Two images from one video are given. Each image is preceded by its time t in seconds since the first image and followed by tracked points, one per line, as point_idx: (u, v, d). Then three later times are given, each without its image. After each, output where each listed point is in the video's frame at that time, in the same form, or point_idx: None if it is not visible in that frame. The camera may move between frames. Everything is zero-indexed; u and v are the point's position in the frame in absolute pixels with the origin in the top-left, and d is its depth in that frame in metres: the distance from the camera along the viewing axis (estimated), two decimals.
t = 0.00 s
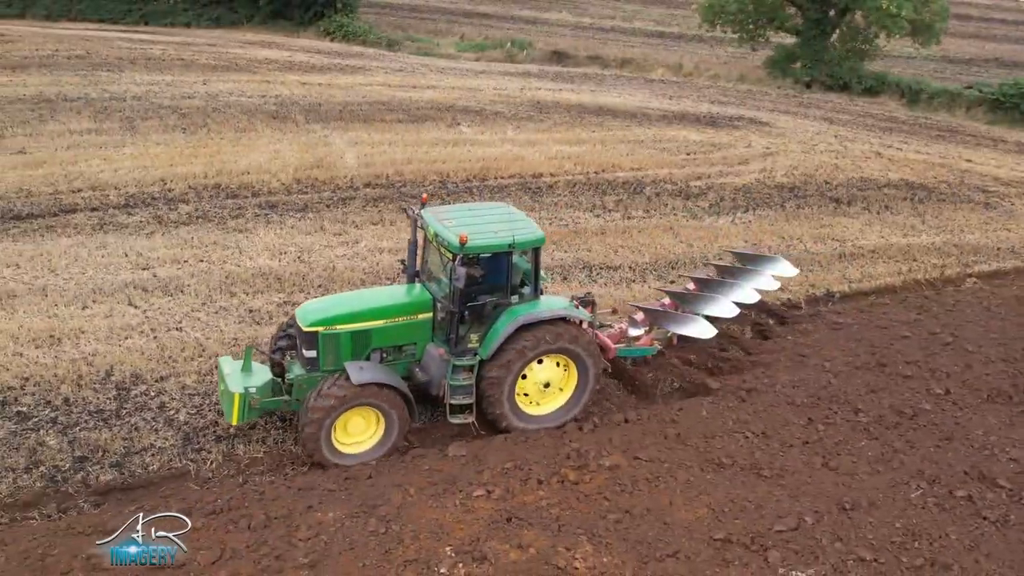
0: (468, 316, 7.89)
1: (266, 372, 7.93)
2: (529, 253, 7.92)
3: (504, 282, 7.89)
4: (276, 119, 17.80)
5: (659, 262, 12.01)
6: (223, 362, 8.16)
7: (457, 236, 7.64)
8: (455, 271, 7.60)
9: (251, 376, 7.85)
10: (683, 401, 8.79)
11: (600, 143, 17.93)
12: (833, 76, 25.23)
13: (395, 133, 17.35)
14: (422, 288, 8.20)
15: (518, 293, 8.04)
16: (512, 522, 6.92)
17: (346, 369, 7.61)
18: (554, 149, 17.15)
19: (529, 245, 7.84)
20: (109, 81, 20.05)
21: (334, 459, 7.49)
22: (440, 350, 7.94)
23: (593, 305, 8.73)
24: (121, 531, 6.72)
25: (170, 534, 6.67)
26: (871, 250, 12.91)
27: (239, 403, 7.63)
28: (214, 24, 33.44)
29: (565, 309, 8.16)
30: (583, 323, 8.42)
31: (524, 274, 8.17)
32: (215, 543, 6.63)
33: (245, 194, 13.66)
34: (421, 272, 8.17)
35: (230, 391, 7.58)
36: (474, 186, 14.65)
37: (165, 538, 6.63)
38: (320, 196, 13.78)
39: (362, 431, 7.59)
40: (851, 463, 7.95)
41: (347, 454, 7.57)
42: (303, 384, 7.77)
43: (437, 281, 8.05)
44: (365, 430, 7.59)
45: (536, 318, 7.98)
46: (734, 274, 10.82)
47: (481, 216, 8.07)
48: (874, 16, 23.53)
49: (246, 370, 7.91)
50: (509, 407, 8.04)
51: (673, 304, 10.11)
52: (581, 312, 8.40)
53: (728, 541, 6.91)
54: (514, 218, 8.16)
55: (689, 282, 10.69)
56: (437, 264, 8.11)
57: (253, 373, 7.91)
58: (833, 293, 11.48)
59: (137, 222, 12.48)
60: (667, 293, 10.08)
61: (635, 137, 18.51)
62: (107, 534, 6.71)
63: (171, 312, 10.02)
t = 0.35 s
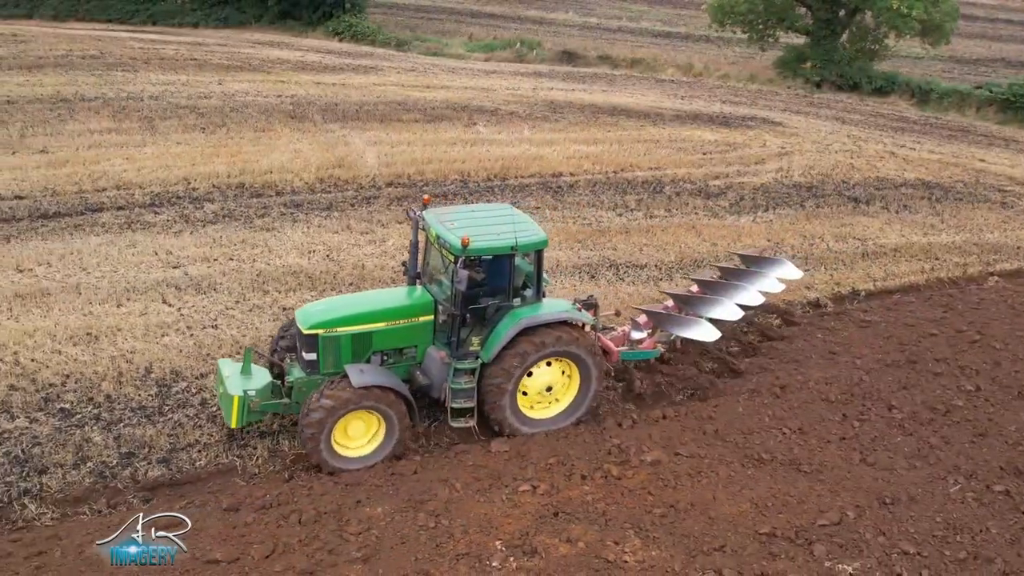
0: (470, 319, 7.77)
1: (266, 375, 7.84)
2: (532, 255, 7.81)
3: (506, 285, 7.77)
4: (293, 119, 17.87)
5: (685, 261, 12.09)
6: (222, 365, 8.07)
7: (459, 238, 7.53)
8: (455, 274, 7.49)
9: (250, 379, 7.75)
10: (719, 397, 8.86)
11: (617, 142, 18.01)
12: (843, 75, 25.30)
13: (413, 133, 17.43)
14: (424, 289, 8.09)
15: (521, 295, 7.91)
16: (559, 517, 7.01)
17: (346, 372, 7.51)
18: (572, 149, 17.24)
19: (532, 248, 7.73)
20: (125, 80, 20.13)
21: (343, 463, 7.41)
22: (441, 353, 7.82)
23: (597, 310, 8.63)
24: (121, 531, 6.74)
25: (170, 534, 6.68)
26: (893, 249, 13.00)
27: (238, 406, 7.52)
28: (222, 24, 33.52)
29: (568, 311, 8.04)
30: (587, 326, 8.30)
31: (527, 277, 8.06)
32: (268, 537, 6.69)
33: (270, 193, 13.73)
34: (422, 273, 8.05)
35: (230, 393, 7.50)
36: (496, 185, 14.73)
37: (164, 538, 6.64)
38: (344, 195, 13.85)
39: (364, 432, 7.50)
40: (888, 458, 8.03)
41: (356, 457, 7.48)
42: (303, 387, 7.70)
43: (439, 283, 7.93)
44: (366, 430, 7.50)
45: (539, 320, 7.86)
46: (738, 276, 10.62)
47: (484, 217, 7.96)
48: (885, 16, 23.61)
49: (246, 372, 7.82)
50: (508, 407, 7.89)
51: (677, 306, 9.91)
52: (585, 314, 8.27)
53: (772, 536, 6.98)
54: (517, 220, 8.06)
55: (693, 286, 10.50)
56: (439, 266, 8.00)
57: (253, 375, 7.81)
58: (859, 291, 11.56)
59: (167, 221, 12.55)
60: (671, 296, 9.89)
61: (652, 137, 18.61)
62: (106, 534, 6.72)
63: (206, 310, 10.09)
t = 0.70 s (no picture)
0: (471, 321, 7.72)
1: (264, 380, 7.84)
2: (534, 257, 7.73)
3: (507, 287, 7.69)
4: (311, 119, 17.94)
5: (710, 259, 12.17)
6: (220, 370, 8.08)
7: (459, 240, 7.46)
8: (454, 277, 7.42)
9: (249, 385, 7.75)
10: (754, 393, 8.93)
11: (632, 141, 18.10)
12: (853, 76, 25.37)
13: (430, 133, 17.51)
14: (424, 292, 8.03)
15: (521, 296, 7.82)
16: (605, 511, 7.08)
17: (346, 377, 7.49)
18: (588, 148, 17.32)
19: (533, 249, 7.64)
20: (140, 80, 20.20)
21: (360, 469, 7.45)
22: (442, 356, 7.78)
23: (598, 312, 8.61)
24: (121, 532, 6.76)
25: (170, 534, 6.70)
26: (915, 247, 13.07)
27: (237, 410, 7.50)
28: (230, 24, 33.57)
29: (570, 313, 7.97)
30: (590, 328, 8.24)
31: (528, 278, 7.97)
32: (318, 531, 6.74)
33: (293, 193, 13.80)
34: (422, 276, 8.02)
35: (228, 398, 7.50)
36: (516, 184, 14.79)
37: (164, 538, 6.66)
38: (366, 193, 13.91)
39: (367, 434, 7.49)
40: (925, 454, 8.11)
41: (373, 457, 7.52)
42: (302, 391, 7.67)
43: (439, 285, 7.87)
44: (369, 432, 7.48)
45: (541, 322, 7.79)
46: (741, 276, 10.69)
47: (485, 219, 7.88)
48: (895, 16, 23.69)
49: (245, 377, 7.82)
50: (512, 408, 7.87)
51: (680, 308, 9.99)
52: (587, 316, 8.20)
53: (815, 530, 7.06)
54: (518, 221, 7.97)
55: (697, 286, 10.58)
56: (439, 269, 7.93)
57: (252, 381, 7.81)
58: (884, 289, 11.64)
59: (193, 220, 12.61)
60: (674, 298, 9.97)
61: (666, 137, 18.68)
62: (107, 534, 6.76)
63: (240, 307, 10.15)
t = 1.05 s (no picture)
0: (470, 323, 7.60)
1: (261, 383, 7.67)
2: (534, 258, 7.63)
3: (507, 289, 7.57)
4: (328, 118, 17.99)
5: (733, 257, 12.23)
6: (216, 373, 7.88)
7: (459, 242, 7.35)
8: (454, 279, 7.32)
9: (246, 389, 7.60)
10: (787, 390, 8.99)
11: (648, 141, 18.16)
12: (863, 75, 25.46)
13: (447, 132, 17.58)
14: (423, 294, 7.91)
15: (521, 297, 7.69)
16: (648, 507, 7.14)
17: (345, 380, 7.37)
18: (604, 147, 17.39)
19: (534, 251, 7.54)
20: (156, 80, 20.24)
21: (371, 472, 7.38)
22: (441, 359, 7.68)
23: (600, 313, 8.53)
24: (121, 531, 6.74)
25: (169, 533, 6.67)
26: (935, 246, 13.14)
27: (234, 415, 7.37)
28: (238, 24, 33.61)
29: (572, 315, 7.87)
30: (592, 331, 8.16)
31: (529, 280, 7.85)
32: (366, 526, 6.79)
33: (316, 191, 13.85)
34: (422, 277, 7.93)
35: (224, 405, 7.38)
36: (536, 183, 14.85)
37: (164, 538, 6.63)
38: (388, 193, 13.97)
39: (364, 440, 7.35)
40: (960, 449, 8.18)
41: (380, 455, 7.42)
42: (300, 395, 7.51)
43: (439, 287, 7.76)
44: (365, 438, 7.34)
45: (542, 325, 7.70)
46: (744, 278, 10.66)
47: (485, 221, 7.78)
48: (905, 16, 23.76)
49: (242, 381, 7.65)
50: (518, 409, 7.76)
51: (682, 308, 10.00)
52: (588, 319, 8.11)
53: (856, 525, 7.12)
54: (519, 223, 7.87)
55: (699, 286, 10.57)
56: (439, 270, 7.82)
57: (248, 384, 7.65)
58: (908, 287, 11.71)
59: (218, 218, 12.66)
60: (676, 299, 9.98)
61: (681, 136, 18.75)
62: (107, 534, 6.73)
63: (272, 305, 10.20)
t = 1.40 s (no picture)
0: (467, 328, 7.58)
1: (256, 387, 7.59)
2: (533, 261, 7.58)
3: (505, 293, 7.55)
4: (344, 117, 18.04)
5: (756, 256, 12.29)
6: (210, 378, 7.84)
7: (457, 246, 7.30)
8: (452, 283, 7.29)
9: (240, 392, 7.51)
10: (819, 387, 9.04)
11: (662, 140, 18.22)
12: (872, 75, 25.53)
13: (462, 131, 17.63)
14: (421, 298, 7.90)
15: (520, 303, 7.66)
16: (689, 502, 7.20)
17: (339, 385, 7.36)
18: (620, 147, 17.45)
19: (532, 255, 7.52)
20: (170, 80, 20.29)
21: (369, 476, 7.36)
22: (439, 364, 7.64)
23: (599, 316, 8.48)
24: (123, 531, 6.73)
25: (169, 533, 6.67)
26: (955, 245, 13.20)
27: (228, 420, 7.31)
28: (245, 24, 33.67)
29: (570, 320, 7.84)
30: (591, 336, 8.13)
31: (527, 284, 7.82)
32: (412, 522, 6.85)
33: (337, 191, 13.89)
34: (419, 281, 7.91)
35: (218, 408, 7.29)
36: (555, 182, 14.90)
37: (164, 538, 6.63)
38: (408, 192, 14.02)
39: (360, 442, 7.34)
40: (994, 445, 8.23)
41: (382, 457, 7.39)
42: (295, 400, 7.50)
43: (436, 290, 7.75)
44: (361, 441, 7.32)
45: (541, 329, 7.66)
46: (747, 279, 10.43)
47: (484, 224, 7.75)
48: (915, 16, 23.82)
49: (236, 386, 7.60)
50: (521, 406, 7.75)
51: (683, 311, 9.81)
52: (587, 324, 8.08)
53: (895, 519, 7.18)
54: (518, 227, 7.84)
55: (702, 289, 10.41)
56: (436, 273, 7.79)
57: (243, 388, 7.57)
58: (930, 286, 11.77)
59: (242, 217, 12.70)
60: (676, 301, 9.79)
61: (695, 135, 18.81)
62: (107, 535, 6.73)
63: (302, 303, 10.25)
